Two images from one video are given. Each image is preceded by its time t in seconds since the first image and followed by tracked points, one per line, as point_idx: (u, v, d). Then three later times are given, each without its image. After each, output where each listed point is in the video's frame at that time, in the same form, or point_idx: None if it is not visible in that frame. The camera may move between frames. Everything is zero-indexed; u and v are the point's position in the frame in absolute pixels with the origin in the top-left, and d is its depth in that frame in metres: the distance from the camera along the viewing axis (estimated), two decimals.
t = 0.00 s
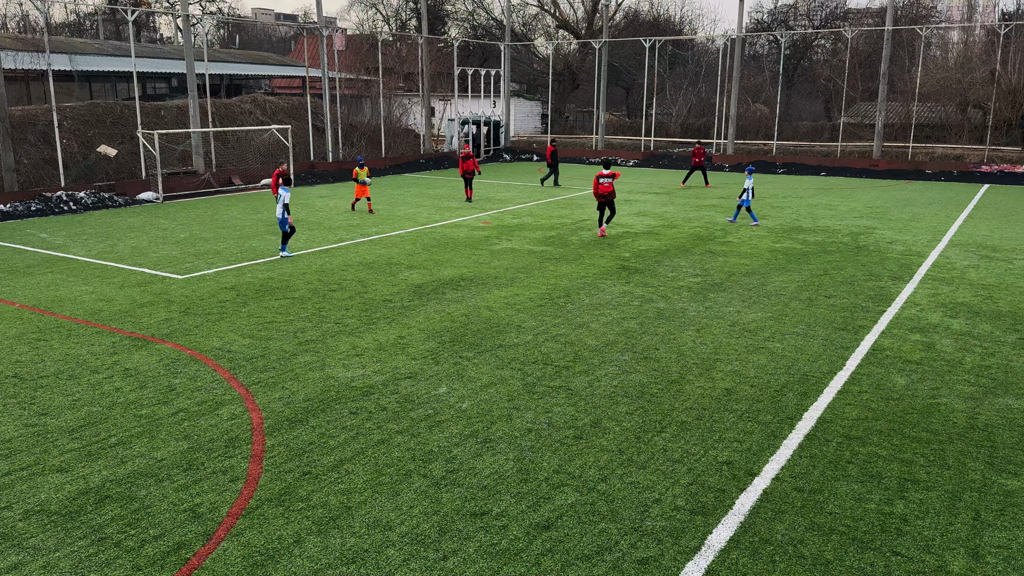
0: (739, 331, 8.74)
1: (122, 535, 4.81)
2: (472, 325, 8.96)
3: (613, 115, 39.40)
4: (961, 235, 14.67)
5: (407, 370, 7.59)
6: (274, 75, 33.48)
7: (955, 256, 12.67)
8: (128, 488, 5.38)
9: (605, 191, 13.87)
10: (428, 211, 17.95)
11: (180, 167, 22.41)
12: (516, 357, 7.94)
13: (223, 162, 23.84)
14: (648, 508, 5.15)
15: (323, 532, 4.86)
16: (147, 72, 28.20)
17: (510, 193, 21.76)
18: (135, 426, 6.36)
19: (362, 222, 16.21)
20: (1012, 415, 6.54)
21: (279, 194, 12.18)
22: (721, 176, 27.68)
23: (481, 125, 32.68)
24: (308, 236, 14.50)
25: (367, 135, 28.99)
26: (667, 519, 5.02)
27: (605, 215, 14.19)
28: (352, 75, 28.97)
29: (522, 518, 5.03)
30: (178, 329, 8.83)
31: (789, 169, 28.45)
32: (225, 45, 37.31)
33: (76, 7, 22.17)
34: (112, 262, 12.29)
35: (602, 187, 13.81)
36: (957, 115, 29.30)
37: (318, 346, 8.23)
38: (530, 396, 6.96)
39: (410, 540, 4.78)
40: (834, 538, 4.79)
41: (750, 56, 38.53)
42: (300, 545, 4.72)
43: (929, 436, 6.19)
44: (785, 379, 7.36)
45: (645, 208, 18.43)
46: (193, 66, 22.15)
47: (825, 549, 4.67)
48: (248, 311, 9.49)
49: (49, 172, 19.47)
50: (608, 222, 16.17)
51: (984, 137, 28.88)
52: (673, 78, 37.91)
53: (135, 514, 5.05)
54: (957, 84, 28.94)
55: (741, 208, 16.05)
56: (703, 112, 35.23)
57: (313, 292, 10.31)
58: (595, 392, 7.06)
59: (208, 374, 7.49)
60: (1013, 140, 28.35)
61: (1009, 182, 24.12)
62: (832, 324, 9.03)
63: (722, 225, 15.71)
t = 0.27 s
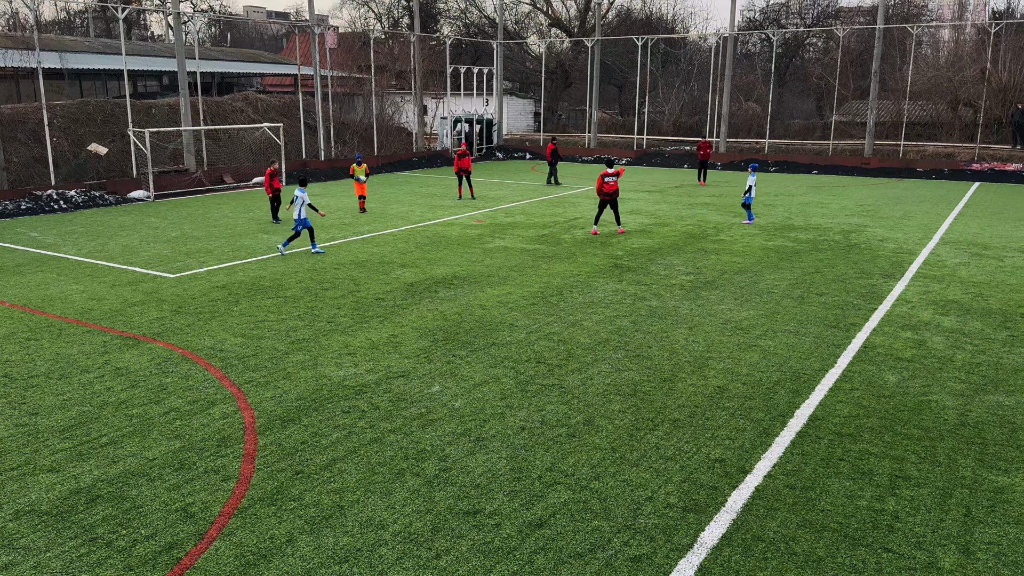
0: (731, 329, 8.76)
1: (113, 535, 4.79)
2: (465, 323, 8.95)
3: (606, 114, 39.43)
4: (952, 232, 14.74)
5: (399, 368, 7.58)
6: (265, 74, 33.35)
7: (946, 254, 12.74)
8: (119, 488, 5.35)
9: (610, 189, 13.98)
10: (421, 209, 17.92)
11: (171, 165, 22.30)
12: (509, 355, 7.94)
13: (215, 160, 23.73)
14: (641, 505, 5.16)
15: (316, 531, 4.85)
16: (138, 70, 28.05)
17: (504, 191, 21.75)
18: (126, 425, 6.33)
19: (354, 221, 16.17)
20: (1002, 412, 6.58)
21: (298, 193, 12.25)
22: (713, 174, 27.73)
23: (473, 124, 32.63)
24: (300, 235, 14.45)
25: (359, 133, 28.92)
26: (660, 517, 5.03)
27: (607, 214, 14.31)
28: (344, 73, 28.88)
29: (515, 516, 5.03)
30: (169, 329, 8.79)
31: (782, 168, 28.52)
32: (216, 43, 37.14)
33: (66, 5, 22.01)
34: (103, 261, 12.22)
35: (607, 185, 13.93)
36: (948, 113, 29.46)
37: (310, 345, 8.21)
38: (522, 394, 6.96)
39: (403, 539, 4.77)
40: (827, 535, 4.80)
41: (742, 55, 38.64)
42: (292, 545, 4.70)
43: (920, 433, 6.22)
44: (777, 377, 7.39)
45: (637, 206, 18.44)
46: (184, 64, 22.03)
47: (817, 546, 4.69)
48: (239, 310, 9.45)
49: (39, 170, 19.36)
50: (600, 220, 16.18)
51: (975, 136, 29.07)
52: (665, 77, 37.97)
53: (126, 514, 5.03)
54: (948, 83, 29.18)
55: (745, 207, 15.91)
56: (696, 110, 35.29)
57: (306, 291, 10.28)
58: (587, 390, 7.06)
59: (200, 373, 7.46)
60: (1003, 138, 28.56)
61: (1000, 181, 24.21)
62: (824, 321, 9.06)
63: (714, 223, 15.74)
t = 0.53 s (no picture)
0: (723, 327, 8.78)
1: (104, 535, 4.77)
2: (457, 322, 8.95)
3: (598, 112, 39.46)
4: (943, 230, 14.82)
5: (392, 367, 7.57)
6: (257, 72, 33.21)
7: (937, 251, 12.81)
8: (110, 487, 5.33)
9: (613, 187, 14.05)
10: (413, 208, 17.89)
11: (162, 164, 22.19)
12: (502, 353, 7.95)
13: (206, 158, 23.63)
14: (633, 503, 5.17)
15: (308, 530, 4.84)
16: (129, 68, 27.88)
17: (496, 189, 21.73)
18: (117, 425, 6.31)
19: (346, 219, 16.13)
20: (992, 409, 6.62)
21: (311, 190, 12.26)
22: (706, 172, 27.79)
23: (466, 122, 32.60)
24: (292, 233, 14.40)
25: (351, 131, 28.85)
26: (652, 514, 5.04)
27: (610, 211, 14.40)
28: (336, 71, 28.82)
29: (507, 514, 5.03)
30: (160, 328, 8.75)
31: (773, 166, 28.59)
32: (207, 41, 36.92)
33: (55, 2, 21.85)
34: (93, 259, 12.16)
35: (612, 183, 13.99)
36: (938, 111, 29.58)
37: (302, 344, 8.18)
38: (515, 393, 6.96)
39: (395, 538, 4.77)
40: (818, 532, 4.82)
41: (734, 53, 38.75)
42: (284, 544, 4.69)
43: (911, 430, 6.25)
44: (768, 374, 7.42)
45: (629, 204, 18.46)
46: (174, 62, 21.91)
47: (808, 543, 4.71)
48: (230, 309, 9.42)
49: (28, 169, 19.25)
50: (592, 218, 16.18)
51: (965, 134, 29.23)
52: (657, 75, 38.01)
53: (117, 513, 5.00)
54: (938, 81, 29.26)
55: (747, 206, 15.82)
56: (688, 109, 35.35)
57: (297, 290, 10.25)
58: (580, 388, 7.07)
59: (191, 372, 7.43)
60: (993, 136, 28.77)
61: (991, 179, 24.31)
62: (815, 319, 9.09)
63: (706, 221, 15.76)
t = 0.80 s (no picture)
0: (715, 325, 8.80)
1: (95, 535, 4.74)
2: (450, 320, 8.95)
3: (591, 110, 39.50)
4: (934, 228, 14.88)
5: (385, 366, 7.56)
6: (248, 70, 33.07)
7: (927, 249, 12.86)
8: (101, 487, 5.30)
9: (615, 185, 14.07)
10: (405, 206, 17.85)
11: (154, 162, 22.08)
12: (494, 352, 7.95)
13: (197, 157, 23.53)
14: (626, 500, 5.18)
15: (300, 529, 4.82)
16: (119, 66, 27.73)
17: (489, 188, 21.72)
18: (109, 424, 6.28)
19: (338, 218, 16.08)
20: (983, 406, 6.65)
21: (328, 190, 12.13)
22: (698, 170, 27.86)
23: (458, 120, 32.55)
24: (284, 232, 14.36)
25: (343, 129, 28.78)
26: (644, 512, 5.04)
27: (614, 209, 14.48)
28: (328, 69, 28.76)
29: (500, 513, 5.03)
30: (152, 327, 8.72)
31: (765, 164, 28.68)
32: (198, 38, 36.76)
33: None
34: (84, 258, 12.10)
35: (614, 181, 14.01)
36: (929, 109, 29.71)
37: (294, 342, 8.16)
38: (507, 391, 6.95)
39: (388, 537, 4.76)
40: (810, 529, 4.84)
41: (726, 51, 38.87)
42: (276, 543, 4.68)
43: (902, 427, 6.28)
44: (760, 372, 7.44)
45: (622, 203, 18.48)
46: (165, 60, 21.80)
47: (800, 540, 4.72)
48: (222, 308, 9.39)
49: (19, 167, 19.15)
50: (584, 217, 16.19)
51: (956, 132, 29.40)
52: (649, 73, 38.04)
53: (108, 513, 4.98)
54: (929, 80, 29.48)
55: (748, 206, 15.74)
56: (680, 107, 35.40)
57: (289, 289, 10.22)
58: (572, 386, 7.08)
59: (183, 371, 7.41)
60: (983, 135, 28.95)
61: (981, 177, 24.41)
62: (807, 317, 9.12)
63: (698, 220, 15.78)
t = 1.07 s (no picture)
0: (707, 324, 8.81)
1: (86, 536, 4.72)
2: (443, 319, 8.94)
3: (584, 109, 39.51)
4: (925, 227, 14.96)
5: (377, 365, 7.54)
6: (240, 68, 32.92)
7: (919, 248, 12.93)
8: (92, 487, 5.27)
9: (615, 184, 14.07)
10: (398, 205, 17.82)
11: (145, 161, 21.99)
12: (487, 350, 7.94)
13: (189, 155, 23.43)
14: (619, 499, 5.19)
15: (293, 529, 4.81)
16: (110, 64, 27.58)
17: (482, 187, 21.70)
18: (100, 424, 6.25)
19: (330, 217, 16.04)
20: (974, 404, 6.69)
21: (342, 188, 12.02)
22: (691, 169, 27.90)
23: (451, 119, 32.51)
24: (276, 231, 14.31)
25: (335, 128, 28.72)
26: (637, 510, 5.05)
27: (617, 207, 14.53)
28: (320, 68, 28.68)
29: (493, 512, 5.03)
30: (143, 326, 8.68)
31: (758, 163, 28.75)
32: (190, 36, 36.59)
33: None
34: (75, 258, 12.03)
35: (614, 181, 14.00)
36: (921, 108, 29.85)
37: (286, 342, 8.14)
38: (500, 390, 6.95)
39: (381, 536, 4.75)
40: (802, 527, 4.85)
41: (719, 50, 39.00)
42: (268, 543, 4.67)
43: (894, 425, 6.30)
44: (753, 370, 7.46)
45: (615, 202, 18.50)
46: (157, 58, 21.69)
47: (792, 538, 4.74)
48: (214, 308, 9.35)
49: (9, 166, 19.04)
50: (577, 216, 16.20)
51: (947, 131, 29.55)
52: (642, 72, 38.09)
53: (99, 514, 4.95)
54: (921, 79, 29.60)
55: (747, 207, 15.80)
56: (673, 106, 35.45)
57: (281, 288, 10.19)
58: (565, 385, 7.08)
59: (175, 371, 7.37)
60: (974, 133, 29.10)
61: (972, 176, 24.52)
62: (799, 315, 9.16)
63: (691, 219, 15.81)
